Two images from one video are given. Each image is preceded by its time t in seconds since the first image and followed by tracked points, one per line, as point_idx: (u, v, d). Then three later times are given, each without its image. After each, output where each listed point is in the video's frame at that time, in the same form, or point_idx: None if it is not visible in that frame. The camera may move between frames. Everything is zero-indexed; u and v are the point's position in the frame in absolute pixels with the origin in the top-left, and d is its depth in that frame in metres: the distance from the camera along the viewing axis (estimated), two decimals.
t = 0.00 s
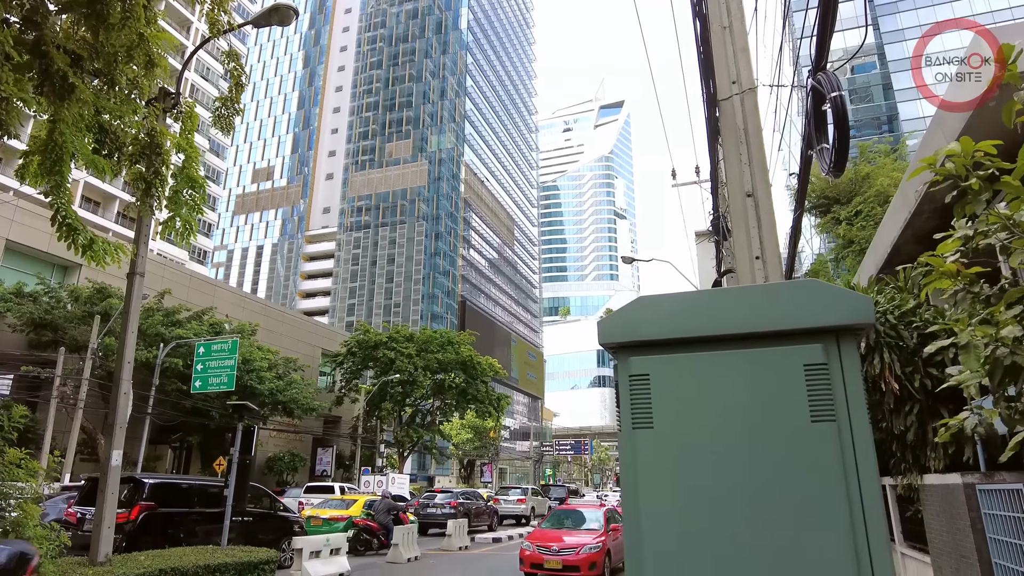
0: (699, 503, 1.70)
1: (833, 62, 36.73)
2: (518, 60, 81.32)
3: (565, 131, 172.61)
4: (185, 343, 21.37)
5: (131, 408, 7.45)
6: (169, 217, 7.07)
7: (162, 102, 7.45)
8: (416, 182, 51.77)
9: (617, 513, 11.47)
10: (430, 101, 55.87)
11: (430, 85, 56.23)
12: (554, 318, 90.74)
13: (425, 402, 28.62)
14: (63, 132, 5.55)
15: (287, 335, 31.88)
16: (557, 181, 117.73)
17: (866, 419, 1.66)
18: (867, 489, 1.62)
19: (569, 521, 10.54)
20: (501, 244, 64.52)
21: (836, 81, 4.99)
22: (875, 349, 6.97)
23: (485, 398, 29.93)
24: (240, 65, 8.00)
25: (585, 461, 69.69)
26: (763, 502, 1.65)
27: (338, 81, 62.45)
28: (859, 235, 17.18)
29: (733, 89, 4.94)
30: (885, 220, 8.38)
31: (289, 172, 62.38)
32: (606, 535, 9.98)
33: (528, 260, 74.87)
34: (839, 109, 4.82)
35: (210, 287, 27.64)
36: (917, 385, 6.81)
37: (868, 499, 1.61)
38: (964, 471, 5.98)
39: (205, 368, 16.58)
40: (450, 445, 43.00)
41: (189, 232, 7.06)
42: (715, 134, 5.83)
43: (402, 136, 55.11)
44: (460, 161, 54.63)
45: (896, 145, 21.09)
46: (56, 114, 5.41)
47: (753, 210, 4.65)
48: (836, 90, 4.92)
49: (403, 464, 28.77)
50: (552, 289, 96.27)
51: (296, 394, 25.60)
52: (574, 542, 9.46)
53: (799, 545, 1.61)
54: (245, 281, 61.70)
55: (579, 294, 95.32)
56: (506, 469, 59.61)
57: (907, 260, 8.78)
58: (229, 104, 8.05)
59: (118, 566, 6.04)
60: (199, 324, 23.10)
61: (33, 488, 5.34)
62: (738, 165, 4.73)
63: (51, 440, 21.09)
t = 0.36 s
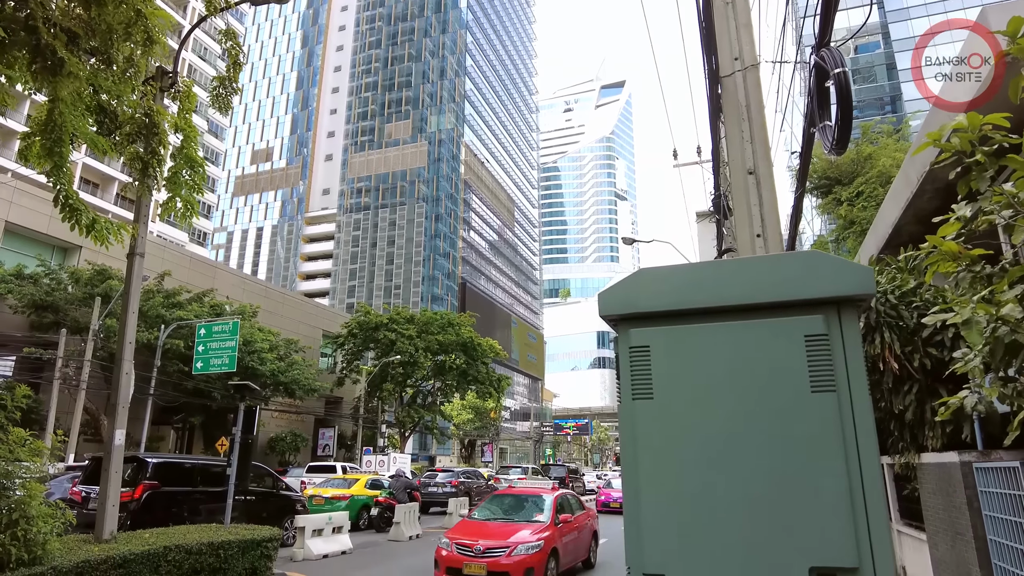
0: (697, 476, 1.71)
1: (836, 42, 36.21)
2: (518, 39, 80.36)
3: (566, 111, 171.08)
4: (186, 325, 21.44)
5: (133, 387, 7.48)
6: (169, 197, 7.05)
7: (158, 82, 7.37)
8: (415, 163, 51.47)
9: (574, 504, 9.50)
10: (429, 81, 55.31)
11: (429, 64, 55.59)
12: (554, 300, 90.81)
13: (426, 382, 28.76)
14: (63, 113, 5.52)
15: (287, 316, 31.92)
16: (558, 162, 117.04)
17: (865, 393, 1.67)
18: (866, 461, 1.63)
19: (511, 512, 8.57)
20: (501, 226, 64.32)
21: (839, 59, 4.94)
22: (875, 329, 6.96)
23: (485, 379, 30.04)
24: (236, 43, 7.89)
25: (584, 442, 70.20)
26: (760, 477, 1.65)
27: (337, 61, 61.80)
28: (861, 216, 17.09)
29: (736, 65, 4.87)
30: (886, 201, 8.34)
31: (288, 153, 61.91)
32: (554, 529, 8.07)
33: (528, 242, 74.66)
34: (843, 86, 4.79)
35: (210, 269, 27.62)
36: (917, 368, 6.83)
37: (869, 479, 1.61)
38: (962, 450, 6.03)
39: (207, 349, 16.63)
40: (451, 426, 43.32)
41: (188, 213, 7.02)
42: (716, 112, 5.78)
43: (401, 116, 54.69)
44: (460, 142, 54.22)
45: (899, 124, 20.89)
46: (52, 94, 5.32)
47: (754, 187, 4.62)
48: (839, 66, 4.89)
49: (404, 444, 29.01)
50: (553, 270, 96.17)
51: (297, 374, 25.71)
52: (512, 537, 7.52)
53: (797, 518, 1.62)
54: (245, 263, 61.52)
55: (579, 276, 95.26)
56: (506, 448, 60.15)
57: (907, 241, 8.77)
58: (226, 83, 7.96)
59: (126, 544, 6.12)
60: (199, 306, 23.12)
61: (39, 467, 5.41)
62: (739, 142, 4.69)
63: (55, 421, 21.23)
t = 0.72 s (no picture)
0: (689, 443, 1.71)
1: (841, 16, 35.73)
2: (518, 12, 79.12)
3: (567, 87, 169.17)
4: (187, 302, 21.49)
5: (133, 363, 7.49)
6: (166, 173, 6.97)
7: (153, 56, 7.27)
8: (415, 139, 51.12)
9: (497, 492, 6.66)
10: (428, 55, 54.65)
11: (428, 38, 54.86)
12: (554, 277, 90.83)
13: (427, 359, 28.90)
14: (57, 86, 5.41)
15: (287, 294, 31.97)
16: (558, 138, 116.03)
17: (858, 360, 1.66)
18: (859, 427, 1.62)
19: (391, 503, 5.73)
20: (501, 203, 64.06)
21: (842, 29, 4.85)
22: (874, 305, 6.99)
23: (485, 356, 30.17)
24: (231, 16, 7.74)
25: (584, 418, 70.84)
26: (749, 442, 1.65)
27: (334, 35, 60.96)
28: (862, 192, 17.00)
29: (736, 36, 4.79)
30: (888, 176, 8.28)
31: (286, 129, 61.43)
32: (450, 533, 5.26)
33: (528, 219, 74.46)
34: (844, 56, 4.72)
35: (210, 246, 27.56)
36: (915, 344, 6.85)
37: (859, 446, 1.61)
38: (958, 425, 6.06)
39: (207, 327, 16.67)
40: (451, 402, 43.67)
41: (186, 189, 6.94)
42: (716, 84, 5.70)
43: (401, 92, 54.20)
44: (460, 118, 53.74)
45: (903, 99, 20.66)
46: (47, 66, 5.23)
47: (753, 160, 4.56)
48: (841, 37, 4.81)
49: (405, 420, 29.25)
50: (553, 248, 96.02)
51: (298, 352, 25.83)
52: (383, 548, 4.75)
53: (789, 486, 1.62)
54: (244, 241, 61.35)
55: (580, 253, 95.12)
56: (506, 425, 60.74)
57: (909, 217, 8.74)
58: (221, 57, 7.83)
59: (127, 517, 6.19)
60: (199, 283, 23.13)
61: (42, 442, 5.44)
62: (740, 115, 4.64)
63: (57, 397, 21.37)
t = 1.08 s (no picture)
0: (679, 402, 1.71)
1: None
2: None
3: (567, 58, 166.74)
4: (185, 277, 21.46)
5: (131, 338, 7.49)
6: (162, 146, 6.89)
7: (145, 25, 7.08)
8: (412, 112, 50.57)
9: (332, 493, 4.07)
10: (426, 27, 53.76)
11: (426, 8, 53.93)
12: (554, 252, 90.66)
13: (426, 334, 28.99)
14: (47, 57, 5.32)
15: (287, 268, 31.94)
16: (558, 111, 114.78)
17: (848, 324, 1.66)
18: (850, 393, 1.63)
19: (107, 501, 3.30)
20: (500, 177, 63.63)
21: None
22: (872, 278, 6.99)
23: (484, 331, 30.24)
24: None
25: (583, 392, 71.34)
26: (742, 402, 1.65)
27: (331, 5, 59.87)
28: (863, 166, 16.88)
29: (737, 3, 4.68)
30: (889, 149, 8.20)
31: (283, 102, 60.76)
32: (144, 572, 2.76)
33: (528, 194, 74.04)
34: (846, 26, 4.63)
35: (207, 221, 27.41)
36: (911, 317, 6.85)
37: (849, 410, 1.62)
38: (952, 397, 6.11)
39: (207, 301, 16.68)
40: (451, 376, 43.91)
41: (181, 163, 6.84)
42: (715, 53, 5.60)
43: (398, 63, 53.54)
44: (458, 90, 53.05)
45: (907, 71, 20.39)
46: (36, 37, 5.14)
47: (753, 130, 4.50)
48: (843, 5, 4.71)
49: (405, 394, 29.43)
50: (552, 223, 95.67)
51: (298, 326, 25.88)
52: None
53: (777, 449, 1.63)
54: (242, 216, 61.02)
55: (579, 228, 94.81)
56: (506, 398, 61.20)
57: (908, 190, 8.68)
58: (216, 26, 7.67)
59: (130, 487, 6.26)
60: (198, 257, 23.06)
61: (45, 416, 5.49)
62: (739, 84, 4.58)
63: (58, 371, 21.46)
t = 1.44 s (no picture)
0: (664, 372, 1.73)
1: None
2: None
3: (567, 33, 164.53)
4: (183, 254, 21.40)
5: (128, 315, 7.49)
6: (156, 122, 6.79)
7: None
8: (410, 88, 49.93)
9: None
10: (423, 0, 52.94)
11: None
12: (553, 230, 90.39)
13: (426, 312, 29.04)
14: (32, 29, 5.23)
15: (285, 246, 31.86)
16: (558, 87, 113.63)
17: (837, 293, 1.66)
18: (837, 361, 1.64)
19: None
20: (499, 153, 63.21)
21: None
22: (869, 254, 7.00)
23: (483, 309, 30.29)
24: None
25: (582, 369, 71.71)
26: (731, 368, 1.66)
27: None
28: (864, 142, 16.77)
29: None
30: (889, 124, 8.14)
31: (280, 78, 60.17)
32: None
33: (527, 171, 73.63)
34: None
35: (204, 198, 27.25)
36: (908, 292, 6.86)
37: (835, 377, 1.64)
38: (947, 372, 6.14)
39: (205, 279, 16.65)
40: (451, 353, 44.09)
41: (176, 139, 6.75)
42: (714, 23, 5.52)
43: (396, 38, 52.90)
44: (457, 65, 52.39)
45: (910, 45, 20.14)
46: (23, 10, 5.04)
47: (749, 103, 4.47)
48: None
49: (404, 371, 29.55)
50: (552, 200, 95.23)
51: (297, 304, 25.88)
52: None
53: (767, 416, 1.64)
54: (240, 194, 60.69)
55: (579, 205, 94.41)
56: (505, 375, 61.52)
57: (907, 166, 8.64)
58: None
59: (129, 462, 6.31)
60: (196, 235, 22.96)
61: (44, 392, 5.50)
62: (736, 56, 4.51)
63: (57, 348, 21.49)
